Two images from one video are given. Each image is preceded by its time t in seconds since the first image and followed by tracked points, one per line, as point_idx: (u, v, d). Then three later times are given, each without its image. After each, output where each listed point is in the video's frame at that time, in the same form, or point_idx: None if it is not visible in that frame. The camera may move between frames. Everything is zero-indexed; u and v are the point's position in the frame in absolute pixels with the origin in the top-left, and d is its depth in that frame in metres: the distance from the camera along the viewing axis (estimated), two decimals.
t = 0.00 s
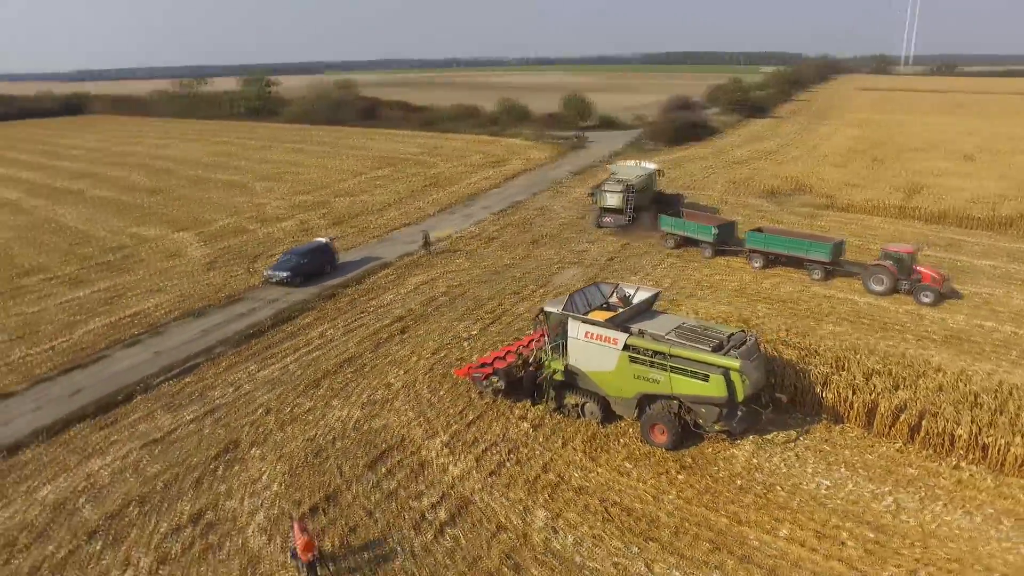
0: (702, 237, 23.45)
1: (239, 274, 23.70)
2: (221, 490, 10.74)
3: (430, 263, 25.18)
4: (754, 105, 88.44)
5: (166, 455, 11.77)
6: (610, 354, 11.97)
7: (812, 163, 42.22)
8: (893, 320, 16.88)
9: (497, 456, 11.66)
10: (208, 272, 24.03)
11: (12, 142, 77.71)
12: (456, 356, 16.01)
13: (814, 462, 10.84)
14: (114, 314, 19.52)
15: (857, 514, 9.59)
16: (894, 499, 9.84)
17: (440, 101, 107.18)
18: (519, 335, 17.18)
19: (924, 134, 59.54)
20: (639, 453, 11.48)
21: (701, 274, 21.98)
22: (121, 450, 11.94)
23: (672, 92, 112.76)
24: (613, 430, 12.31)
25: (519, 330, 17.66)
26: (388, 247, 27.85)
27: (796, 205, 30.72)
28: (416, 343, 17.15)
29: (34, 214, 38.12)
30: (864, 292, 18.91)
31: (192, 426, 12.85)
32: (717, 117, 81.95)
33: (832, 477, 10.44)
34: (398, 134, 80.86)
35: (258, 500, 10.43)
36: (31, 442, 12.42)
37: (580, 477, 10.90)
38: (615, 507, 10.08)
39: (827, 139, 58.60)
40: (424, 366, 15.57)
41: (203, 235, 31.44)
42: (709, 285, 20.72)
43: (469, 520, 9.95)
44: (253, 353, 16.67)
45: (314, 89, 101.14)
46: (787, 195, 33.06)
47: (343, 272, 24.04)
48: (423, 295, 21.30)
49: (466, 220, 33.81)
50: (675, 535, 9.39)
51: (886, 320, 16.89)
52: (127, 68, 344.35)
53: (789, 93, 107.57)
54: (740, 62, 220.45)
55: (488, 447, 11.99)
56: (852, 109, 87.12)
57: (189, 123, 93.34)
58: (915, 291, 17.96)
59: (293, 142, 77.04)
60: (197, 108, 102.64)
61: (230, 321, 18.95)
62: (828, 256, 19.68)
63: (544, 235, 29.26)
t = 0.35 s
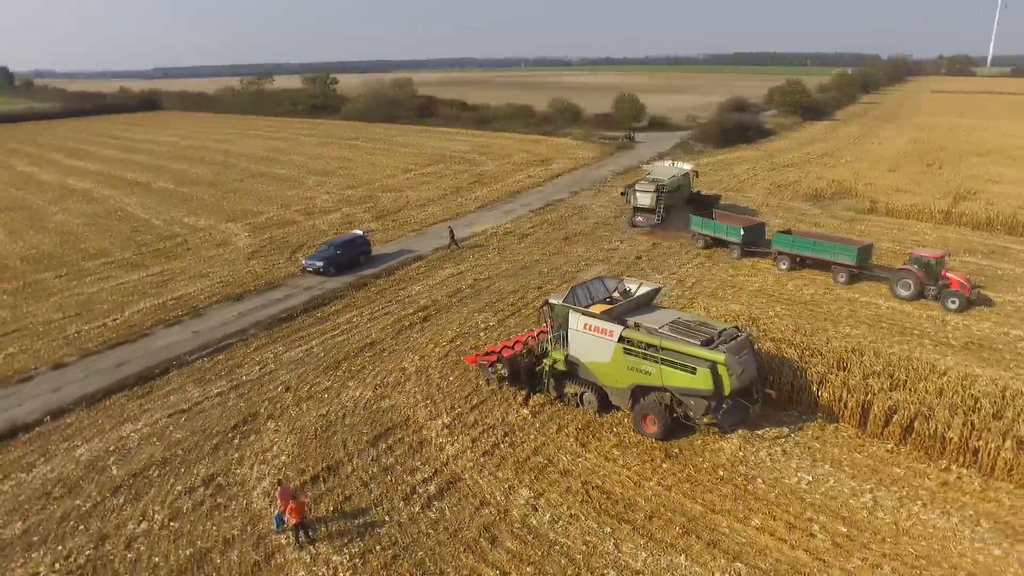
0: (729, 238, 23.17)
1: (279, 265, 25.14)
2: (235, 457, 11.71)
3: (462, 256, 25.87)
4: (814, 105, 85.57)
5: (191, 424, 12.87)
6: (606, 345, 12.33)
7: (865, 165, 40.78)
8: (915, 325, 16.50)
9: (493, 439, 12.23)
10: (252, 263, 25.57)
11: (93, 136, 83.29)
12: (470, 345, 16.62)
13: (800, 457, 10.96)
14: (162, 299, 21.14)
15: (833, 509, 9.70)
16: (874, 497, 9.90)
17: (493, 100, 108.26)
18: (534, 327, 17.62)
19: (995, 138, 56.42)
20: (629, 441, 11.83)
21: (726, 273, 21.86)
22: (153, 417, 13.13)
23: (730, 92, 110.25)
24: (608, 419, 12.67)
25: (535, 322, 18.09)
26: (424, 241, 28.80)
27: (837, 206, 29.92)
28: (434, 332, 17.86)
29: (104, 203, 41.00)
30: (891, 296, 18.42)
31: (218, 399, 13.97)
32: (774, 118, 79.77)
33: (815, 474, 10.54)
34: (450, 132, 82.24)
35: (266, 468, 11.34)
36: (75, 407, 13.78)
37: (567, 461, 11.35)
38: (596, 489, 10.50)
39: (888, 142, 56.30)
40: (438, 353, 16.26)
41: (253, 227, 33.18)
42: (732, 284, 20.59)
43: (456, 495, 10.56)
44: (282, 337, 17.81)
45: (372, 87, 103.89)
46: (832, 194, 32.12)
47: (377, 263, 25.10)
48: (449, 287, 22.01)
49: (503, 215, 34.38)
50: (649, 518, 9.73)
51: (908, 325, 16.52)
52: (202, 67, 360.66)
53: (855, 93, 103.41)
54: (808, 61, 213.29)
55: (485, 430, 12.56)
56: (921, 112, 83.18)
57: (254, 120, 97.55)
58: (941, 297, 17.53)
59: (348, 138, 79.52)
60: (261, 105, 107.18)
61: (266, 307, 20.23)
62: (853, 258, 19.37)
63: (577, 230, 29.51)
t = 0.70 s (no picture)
0: (751, 238, 22.89)
1: (311, 257, 26.24)
2: (246, 431, 12.57)
3: (486, 251, 26.42)
4: (868, 106, 82.77)
5: (211, 400, 13.85)
6: (600, 337, 12.66)
7: (911, 168, 39.44)
8: (929, 329, 16.22)
9: (488, 423, 12.74)
10: (286, 254, 26.75)
11: (154, 131, 87.43)
12: (481, 335, 17.15)
13: (783, 452, 11.10)
14: (199, 285, 22.43)
15: (807, 502, 9.86)
16: (850, 492, 10.01)
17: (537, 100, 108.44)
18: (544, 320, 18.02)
19: None
20: (617, 430, 12.18)
21: (745, 272, 21.75)
22: (177, 394, 14.17)
23: (781, 91, 107.52)
24: (601, 408, 13.04)
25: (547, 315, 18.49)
26: (452, 235, 29.51)
27: (871, 209, 29.22)
28: (449, 322, 18.49)
29: (157, 195, 43.22)
30: (910, 300, 18.07)
31: (239, 379, 14.94)
32: (824, 119, 77.60)
33: (796, 467, 10.69)
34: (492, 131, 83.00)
35: (274, 441, 12.17)
36: (109, 382, 14.94)
37: (555, 446, 11.77)
38: (578, 473, 10.89)
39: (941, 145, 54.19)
40: (450, 342, 16.86)
41: (292, 220, 34.53)
42: (749, 283, 20.49)
43: (445, 473, 11.12)
44: (306, 324, 18.79)
45: (418, 87, 105.59)
46: (870, 195, 31.29)
47: (403, 256, 25.94)
48: (470, 280, 22.58)
49: (533, 211, 34.80)
50: (624, 502, 10.08)
51: (922, 329, 16.27)
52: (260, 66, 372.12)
53: (914, 94, 99.39)
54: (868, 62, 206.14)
55: (482, 415, 13.08)
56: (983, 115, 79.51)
57: (304, 117, 100.49)
58: (961, 302, 17.14)
59: (392, 135, 81.15)
60: (312, 103, 110.34)
61: (293, 295, 21.28)
62: (872, 261, 19.02)
63: (603, 228, 29.68)
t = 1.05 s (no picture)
0: (771, 238, 22.72)
1: (340, 249, 27.24)
2: (257, 408, 13.44)
3: (508, 246, 26.92)
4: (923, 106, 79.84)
5: (229, 380, 14.81)
6: (593, 330, 13.00)
7: (956, 172, 38.13)
8: (940, 332, 16.00)
9: (483, 408, 13.27)
10: (317, 246, 27.83)
11: (208, 127, 90.96)
12: (490, 326, 17.70)
13: (764, 446, 11.29)
14: (232, 274, 23.66)
15: (779, 493, 10.06)
16: (824, 486, 10.15)
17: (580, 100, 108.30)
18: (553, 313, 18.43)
19: None
20: (606, 419, 12.55)
21: (762, 272, 21.67)
22: (199, 374, 15.19)
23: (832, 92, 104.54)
24: (594, 398, 13.40)
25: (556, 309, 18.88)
26: (478, 231, 30.14)
27: (904, 212, 28.53)
28: (462, 313, 19.08)
29: (205, 189, 45.25)
30: (926, 304, 17.78)
31: (258, 361, 15.89)
32: (874, 121, 75.28)
33: (775, 461, 10.87)
34: (533, 130, 83.41)
35: (281, 418, 12.99)
36: (140, 360, 16.09)
37: (543, 432, 12.23)
38: (561, 458, 11.31)
39: (996, 148, 52.02)
40: (459, 332, 17.46)
41: (327, 214, 35.75)
42: (764, 283, 20.44)
43: (434, 452, 11.70)
44: (326, 312, 19.70)
45: (462, 87, 106.81)
46: (906, 199, 30.48)
47: (428, 250, 26.70)
48: (489, 274, 23.13)
49: (561, 209, 35.12)
50: (600, 486, 10.46)
51: (933, 332, 16.05)
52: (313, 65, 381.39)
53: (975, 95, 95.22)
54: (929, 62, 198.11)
55: (479, 400, 13.61)
56: None
57: (350, 115, 102.91)
58: (978, 307, 16.79)
59: (433, 134, 82.42)
60: (360, 101, 112.86)
61: (318, 284, 22.26)
62: (889, 263, 18.70)
63: (627, 226, 29.81)
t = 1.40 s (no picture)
0: (785, 239, 22.58)
1: (363, 243, 28.09)
2: (265, 389, 14.25)
3: (526, 243, 27.33)
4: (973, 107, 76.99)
5: (243, 364, 15.68)
6: (586, 323, 13.37)
7: (997, 175, 36.91)
8: (947, 335, 15.81)
9: (477, 395, 13.76)
10: (342, 240, 28.75)
11: (252, 124, 93.69)
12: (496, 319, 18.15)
13: (744, 439, 11.49)
14: (258, 264, 24.70)
15: (751, 484, 10.27)
16: (796, 479, 10.33)
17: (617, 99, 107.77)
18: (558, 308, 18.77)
19: None
20: (594, 409, 12.89)
21: (775, 272, 21.57)
22: (216, 357, 16.11)
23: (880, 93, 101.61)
24: (586, 389, 13.75)
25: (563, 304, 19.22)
26: (499, 227, 30.63)
27: (933, 216, 27.89)
28: (471, 306, 19.59)
29: (243, 184, 46.87)
30: (937, 307, 17.56)
31: (271, 347, 16.73)
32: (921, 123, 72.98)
33: (752, 453, 11.07)
34: (568, 130, 83.48)
35: (286, 399, 13.75)
36: (165, 343, 17.14)
37: (532, 419, 12.65)
38: (544, 444, 11.74)
39: None
40: (465, 323, 17.98)
41: (356, 209, 36.70)
42: (775, 283, 20.37)
43: (425, 435, 12.27)
44: (342, 302, 20.47)
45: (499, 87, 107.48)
46: (938, 202, 29.73)
47: (448, 245, 27.35)
48: (503, 269, 23.59)
49: (584, 208, 35.35)
50: (577, 471, 10.85)
51: (939, 335, 15.87)
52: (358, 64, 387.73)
53: None
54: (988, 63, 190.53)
55: (474, 388, 14.10)
56: None
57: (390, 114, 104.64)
58: (989, 311, 16.53)
59: (469, 133, 83.27)
60: (400, 100, 114.71)
61: (338, 276, 23.07)
62: (901, 265, 18.56)
63: (647, 225, 29.87)
